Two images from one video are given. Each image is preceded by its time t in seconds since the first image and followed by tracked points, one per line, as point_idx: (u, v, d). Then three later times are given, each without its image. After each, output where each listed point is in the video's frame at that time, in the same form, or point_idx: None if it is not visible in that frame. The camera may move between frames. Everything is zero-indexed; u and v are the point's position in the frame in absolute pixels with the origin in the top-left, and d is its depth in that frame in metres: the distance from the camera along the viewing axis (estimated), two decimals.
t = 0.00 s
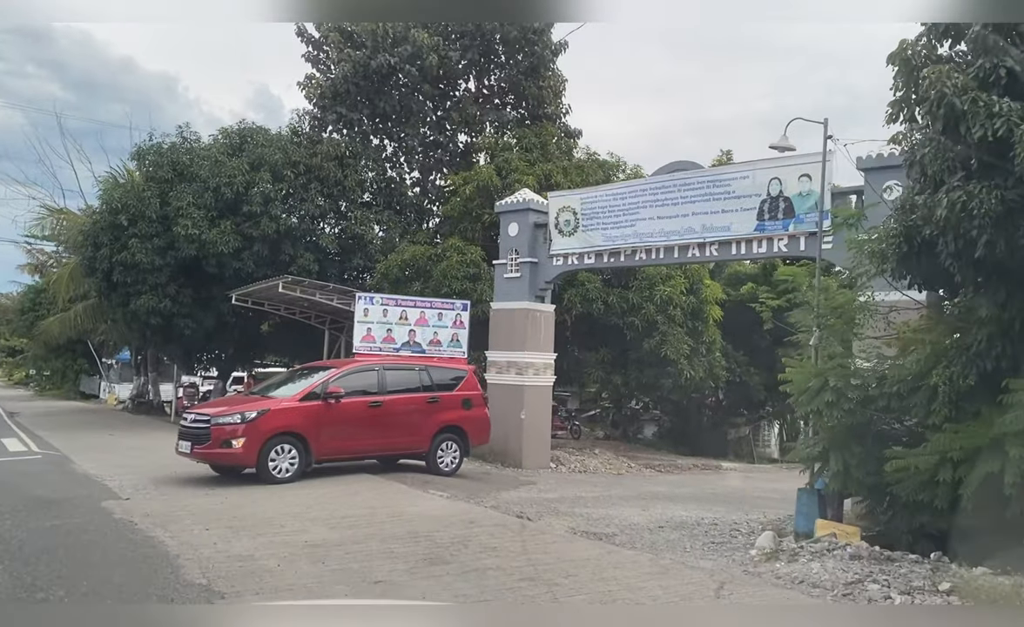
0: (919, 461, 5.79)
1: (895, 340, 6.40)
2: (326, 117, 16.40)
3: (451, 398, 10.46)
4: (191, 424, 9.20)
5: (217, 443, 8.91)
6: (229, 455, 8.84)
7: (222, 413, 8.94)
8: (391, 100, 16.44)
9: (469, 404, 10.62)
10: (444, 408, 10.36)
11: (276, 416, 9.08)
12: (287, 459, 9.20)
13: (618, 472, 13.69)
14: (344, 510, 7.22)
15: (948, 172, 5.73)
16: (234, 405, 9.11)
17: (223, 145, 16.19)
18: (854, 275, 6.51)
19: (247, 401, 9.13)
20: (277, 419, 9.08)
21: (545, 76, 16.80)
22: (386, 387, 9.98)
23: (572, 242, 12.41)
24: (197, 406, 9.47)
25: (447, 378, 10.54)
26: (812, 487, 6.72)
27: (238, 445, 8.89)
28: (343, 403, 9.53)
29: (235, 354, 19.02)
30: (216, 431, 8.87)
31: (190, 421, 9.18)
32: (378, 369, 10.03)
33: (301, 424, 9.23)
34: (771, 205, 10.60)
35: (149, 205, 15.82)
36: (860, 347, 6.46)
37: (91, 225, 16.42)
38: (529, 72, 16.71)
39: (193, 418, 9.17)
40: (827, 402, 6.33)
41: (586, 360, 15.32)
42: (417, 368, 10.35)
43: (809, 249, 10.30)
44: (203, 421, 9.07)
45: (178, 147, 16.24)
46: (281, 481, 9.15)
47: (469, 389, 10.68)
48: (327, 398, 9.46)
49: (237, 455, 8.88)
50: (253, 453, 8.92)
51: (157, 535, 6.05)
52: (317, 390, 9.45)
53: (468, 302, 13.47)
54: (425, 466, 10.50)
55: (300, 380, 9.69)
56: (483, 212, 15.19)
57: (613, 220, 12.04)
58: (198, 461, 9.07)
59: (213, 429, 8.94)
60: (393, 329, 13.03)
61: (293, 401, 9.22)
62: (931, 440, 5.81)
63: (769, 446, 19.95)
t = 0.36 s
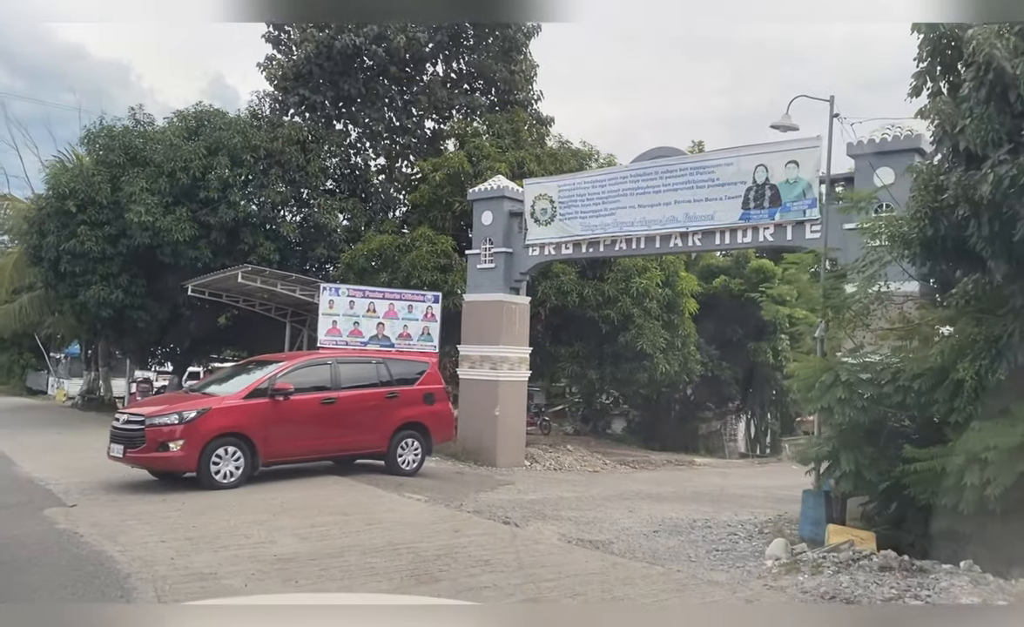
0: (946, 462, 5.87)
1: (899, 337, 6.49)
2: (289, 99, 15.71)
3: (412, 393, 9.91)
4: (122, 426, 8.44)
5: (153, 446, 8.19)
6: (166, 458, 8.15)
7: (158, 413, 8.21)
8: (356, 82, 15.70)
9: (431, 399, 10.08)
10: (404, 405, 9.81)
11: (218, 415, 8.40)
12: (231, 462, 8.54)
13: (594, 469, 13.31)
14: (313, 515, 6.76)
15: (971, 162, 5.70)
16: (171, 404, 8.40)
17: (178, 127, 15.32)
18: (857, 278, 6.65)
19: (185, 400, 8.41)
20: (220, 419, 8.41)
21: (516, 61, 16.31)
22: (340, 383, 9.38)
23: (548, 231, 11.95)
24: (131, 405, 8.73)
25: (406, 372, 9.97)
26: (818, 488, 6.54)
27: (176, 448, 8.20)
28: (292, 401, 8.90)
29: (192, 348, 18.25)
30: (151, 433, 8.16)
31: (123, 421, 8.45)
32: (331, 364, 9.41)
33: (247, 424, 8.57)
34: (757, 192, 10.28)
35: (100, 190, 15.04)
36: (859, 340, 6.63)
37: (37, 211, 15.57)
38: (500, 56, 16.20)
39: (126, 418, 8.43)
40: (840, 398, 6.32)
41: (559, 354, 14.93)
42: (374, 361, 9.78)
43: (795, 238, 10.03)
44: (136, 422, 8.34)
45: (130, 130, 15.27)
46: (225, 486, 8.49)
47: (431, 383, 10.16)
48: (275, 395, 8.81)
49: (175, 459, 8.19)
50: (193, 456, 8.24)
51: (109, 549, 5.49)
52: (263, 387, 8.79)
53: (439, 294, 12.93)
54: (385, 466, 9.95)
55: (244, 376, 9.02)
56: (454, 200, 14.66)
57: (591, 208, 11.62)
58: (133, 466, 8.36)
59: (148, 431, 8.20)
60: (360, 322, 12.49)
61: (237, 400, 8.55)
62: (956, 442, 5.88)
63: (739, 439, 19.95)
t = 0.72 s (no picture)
0: (969, 463, 5.32)
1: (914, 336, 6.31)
2: (249, 85, 15.12)
3: (370, 389, 9.46)
4: (48, 429, 7.80)
5: (83, 451, 7.56)
6: (98, 464, 7.53)
7: (89, 414, 7.60)
8: (320, 68, 15.20)
9: (390, 396, 9.65)
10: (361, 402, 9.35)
11: (157, 416, 7.79)
12: (171, 467, 7.95)
13: (568, 468, 12.95)
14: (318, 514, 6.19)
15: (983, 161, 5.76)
16: (103, 404, 7.78)
17: (131, 112, 14.62)
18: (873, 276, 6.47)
19: (120, 400, 7.80)
20: (159, 419, 7.80)
21: (486, 48, 15.81)
22: (292, 379, 8.86)
23: (522, 222, 11.53)
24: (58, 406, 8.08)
25: (362, 368, 9.51)
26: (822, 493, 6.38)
27: (109, 452, 7.58)
28: (238, 399, 8.34)
29: (146, 345, 17.45)
30: (81, 437, 7.54)
31: (50, 425, 7.81)
32: (282, 359, 8.89)
33: (187, 425, 7.98)
34: (740, 182, 9.97)
35: (48, 176, 14.24)
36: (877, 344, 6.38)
37: None
38: (468, 43, 15.69)
39: (53, 421, 7.79)
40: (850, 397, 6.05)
41: (531, 351, 14.50)
42: (330, 356, 9.28)
43: (780, 229, 9.76)
44: (64, 425, 7.71)
45: (80, 115, 14.65)
46: (166, 492, 7.90)
47: (391, 379, 9.72)
48: (219, 394, 8.24)
49: (108, 464, 7.57)
50: (128, 461, 7.62)
51: (56, 566, 4.96)
52: (205, 384, 8.21)
53: (408, 287, 12.49)
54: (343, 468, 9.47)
55: (185, 373, 8.43)
56: (422, 190, 14.17)
57: (566, 198, 11.20)
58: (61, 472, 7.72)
59: (77, 434, 7.59)
60: (325, 316, 11.92)
61: (178, 399, 7.97)
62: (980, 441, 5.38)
63: (704, 435, 19.72)
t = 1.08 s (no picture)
0: (999, 470, 5.41)
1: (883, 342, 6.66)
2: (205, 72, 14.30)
3: (323, 391, 8.95)
4: None
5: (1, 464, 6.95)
6: (19, 479, 6.92)
7: (8, 424, 7.00)
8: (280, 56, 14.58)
9: (346, 398, 9.16)
10: (314, 405, 8.83)
11: (85, 424, 7.21)
12: (103, 480, 7.36)
13: (538, 470, 12.61)
14: (255, 553, 6.01)
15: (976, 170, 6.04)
16: (25, 412, 7.19)
17: (79, 98, 13.60)
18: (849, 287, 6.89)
19: (46, 407, 7.23)
20: (89, 427, 7.23)
21: (453, 38, 15.31)
22: (237, 381, 8.34)
23: (493, 216, 11.14)
24: None
25: (315, 368, 9.00)
26: (828, 506, 6.82)
27: (31, 465, 6.97)
28: (177, 404, 7.78)
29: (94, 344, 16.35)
30: None
31: None
32: (227, 358, 8.36)
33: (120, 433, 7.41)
34: (722, 175, 9.63)
35: None
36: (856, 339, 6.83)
37: None
38: (434, 32, 15.13)
39: None
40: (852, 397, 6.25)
41: (500, 349, 14.16)
42: (280, 355, 8.76)
43: (762, 225, 9.44)
44: None
45: (22, 102, 13.67)
46: (97, 508, 7.31)
47: (347, 380, 9.21)
48: (156, 398, 7.68)
49: (31, 478, 6.96)
50: (53, 475, 7.02)
51: None
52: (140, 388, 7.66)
53: (374, 283, 11.95)
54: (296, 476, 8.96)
55: (118, 376, 7.85)
56: (388, 183, 13.69)
57: (538, 190, 10.81)
58: None
59: None
60: (286, 314, 11.37)
61: (109, 405, 7.41)
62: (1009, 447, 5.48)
63: (666, 434, 19.57)
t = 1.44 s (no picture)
0: None
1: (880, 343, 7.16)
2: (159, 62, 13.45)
3: (270, 398, 8.42)
4: None
5: None
6: None
7: None
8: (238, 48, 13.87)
9: (296, 405, 8.65)
10: (261, 414, 8.29)
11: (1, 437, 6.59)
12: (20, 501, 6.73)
13: (509, 478, 12.28)
14: (223, 583, 6.36)
15: (962, 177, 7.04)
16: None
17: (22, 89, 12.47)
18: (843, 290, 7.48)
19: None
20: (5, 440, 6.62)
21: (418, 33, 14.51)
22: (175, 388, 7.72)
23: (465, 215, 10.72)
24: None
25: (263, 373, 8.48)
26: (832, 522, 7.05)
27: None
28: (107, 414, 7.18)
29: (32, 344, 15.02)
30: None
31: None
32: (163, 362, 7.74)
33: (41, 447, 6.80)
34: (702, 174, 9.31)
35: None
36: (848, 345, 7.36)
37: None
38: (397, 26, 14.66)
39: None
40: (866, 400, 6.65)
41: (467, 354, 13.75)
42: (222, 359, 8.19)
43: (744, 225, 9.17)
44: None
45: None
46: (12, 532, 6.68)
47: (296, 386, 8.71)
48: (82, 409, 7.06)
49: None
50: None
51: None
52: (64, 398, 7.03)
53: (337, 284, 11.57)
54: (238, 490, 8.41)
55: (40, 382, 7.21)
56: (352, 180, 13.17)
57: (510, 187, 10.43)
58: None
59: None
60: (245, 317, 10.77)
61: (29, 416, 6.78)
62: None
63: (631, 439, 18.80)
